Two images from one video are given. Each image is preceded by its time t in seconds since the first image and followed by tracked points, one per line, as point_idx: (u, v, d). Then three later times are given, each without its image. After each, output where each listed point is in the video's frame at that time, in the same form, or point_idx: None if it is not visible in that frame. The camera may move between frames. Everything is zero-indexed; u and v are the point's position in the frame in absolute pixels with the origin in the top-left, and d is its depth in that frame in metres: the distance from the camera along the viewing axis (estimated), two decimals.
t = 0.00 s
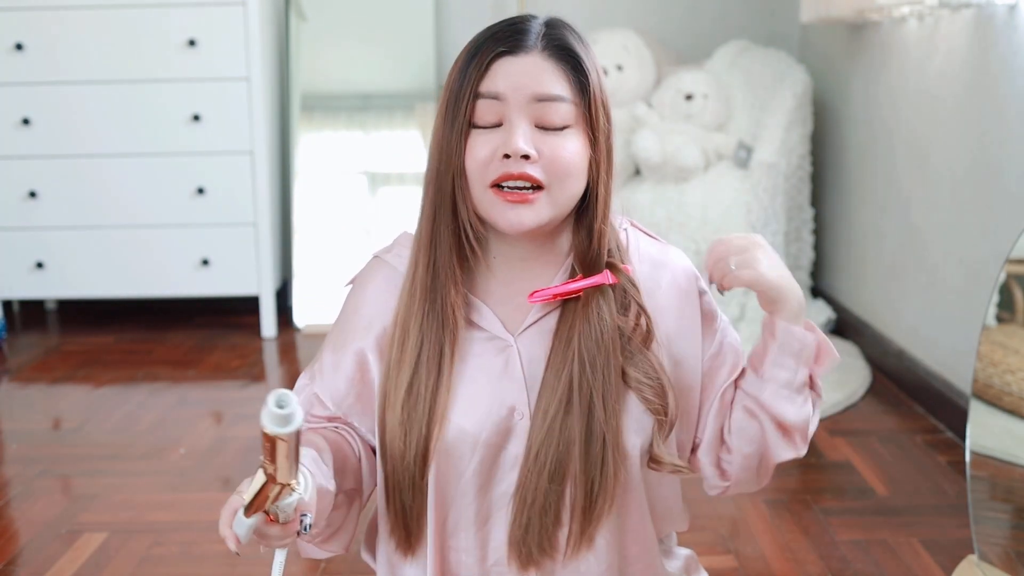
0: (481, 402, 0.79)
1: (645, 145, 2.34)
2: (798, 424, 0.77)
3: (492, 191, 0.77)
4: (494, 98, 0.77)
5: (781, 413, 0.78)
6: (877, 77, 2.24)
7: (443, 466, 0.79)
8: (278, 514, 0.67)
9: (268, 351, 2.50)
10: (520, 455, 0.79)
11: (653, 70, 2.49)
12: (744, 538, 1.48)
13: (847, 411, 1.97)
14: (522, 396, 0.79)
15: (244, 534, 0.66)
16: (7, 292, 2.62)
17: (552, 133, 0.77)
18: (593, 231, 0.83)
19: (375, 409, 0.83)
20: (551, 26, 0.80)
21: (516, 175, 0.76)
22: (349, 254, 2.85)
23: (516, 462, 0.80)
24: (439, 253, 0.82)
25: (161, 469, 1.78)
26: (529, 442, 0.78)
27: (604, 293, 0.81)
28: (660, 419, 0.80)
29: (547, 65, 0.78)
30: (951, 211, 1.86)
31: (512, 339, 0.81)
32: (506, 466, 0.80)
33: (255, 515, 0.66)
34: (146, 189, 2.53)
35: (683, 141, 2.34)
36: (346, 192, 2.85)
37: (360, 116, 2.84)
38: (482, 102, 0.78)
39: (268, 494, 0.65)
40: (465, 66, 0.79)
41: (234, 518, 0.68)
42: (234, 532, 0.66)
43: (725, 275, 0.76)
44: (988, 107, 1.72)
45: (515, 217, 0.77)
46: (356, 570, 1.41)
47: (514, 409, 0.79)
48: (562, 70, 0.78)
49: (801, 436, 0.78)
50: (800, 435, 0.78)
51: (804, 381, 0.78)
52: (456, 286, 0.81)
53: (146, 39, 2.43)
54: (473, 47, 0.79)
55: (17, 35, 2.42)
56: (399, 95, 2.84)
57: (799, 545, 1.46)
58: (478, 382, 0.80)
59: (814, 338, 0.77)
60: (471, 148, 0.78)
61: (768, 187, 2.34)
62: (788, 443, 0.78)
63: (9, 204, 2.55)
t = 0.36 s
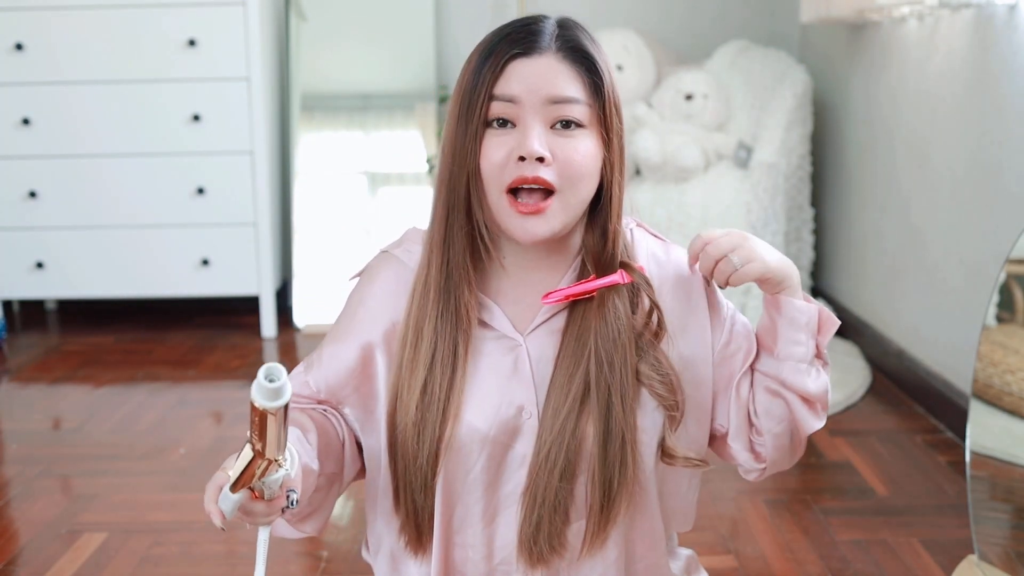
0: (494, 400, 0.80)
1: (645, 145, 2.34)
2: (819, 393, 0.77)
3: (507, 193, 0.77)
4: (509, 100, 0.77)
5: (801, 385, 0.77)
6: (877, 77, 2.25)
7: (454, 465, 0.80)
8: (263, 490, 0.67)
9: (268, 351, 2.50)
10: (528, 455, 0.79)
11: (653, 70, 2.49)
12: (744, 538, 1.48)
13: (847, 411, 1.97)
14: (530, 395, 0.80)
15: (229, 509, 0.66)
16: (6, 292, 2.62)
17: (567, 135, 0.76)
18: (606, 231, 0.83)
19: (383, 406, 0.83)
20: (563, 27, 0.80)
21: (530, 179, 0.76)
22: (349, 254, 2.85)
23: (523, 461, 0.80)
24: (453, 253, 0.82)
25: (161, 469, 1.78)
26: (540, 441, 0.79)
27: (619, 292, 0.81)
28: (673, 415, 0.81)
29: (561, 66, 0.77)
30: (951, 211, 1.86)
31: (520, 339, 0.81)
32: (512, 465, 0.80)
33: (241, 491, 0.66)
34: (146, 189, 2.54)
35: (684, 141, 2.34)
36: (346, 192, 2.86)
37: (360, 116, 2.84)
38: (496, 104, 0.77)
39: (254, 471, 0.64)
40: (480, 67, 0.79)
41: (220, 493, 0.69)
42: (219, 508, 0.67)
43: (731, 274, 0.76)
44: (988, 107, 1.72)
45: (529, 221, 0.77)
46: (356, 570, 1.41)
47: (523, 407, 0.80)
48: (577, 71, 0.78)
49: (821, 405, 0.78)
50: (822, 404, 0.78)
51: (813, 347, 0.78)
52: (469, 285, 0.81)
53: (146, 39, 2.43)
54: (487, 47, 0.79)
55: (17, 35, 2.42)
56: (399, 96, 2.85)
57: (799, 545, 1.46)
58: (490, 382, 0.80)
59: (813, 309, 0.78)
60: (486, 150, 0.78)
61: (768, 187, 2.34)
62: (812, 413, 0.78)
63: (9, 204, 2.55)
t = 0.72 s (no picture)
0: (499, 397, 0.80)
1: (645, 145, 2.34)
2: (831, 403, 0.77)
3: (508, 192, 0.77)
4: (511, 100, 0.77)
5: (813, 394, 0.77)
6: (877, 77, 2.25)
7: (458, 462, 0.80)
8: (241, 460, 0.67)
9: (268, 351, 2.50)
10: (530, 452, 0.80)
11: (653, 70, 2.49)
12: (744, 538, 1.48)
13: (847, 410, 1.97)
14: (534, 390, 0.80)
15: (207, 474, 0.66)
16: (6, 292, 2.62)
17: (569, 136, 0.76)
18: (607, 232, 0.84)
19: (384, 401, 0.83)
20: (566, 27, 0.80)
21: (531, 178, 0.76)
22: (349, 254, 2.85)
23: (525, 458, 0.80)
24: (455, 251, 0.81)
25: (161, 469, 1.78)
26: (541, 441, 0.78)
27: (620, 292, 0.81)
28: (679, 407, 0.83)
29: (563, 67, 0.77)
30: (951, 210, 1.86)
31: (526, 335, 0.81)
32: (514, 463, 0.80)
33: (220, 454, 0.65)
34: (146, 189, 2.53)
35: (683, 141, 2.35)
36: (346, 192, 2.86)
37: (360, 116, 2.84)
38: (498, 103, 0.77)
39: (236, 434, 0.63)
40: (482, 66, 0.78)
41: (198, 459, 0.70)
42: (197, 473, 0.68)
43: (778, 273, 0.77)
44: (988, 107, 1.72)
45: (530, 220, 0.77)
46: (355, 570, 1.41)
47: (527, 398, 0.80)
48: (578, 72, 0.78)
49: (832, 415, 0.78)
50: (832, 413, 0.78)
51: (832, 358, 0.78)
52: (471, 284, 0.81)
53: (146, 39, 2.43)
54: (489, 47, 0.79)
55: (17, 35, 2.42)
56: (400, 96, 2.85)
57: (799, 545, 1.46)
58: (493, 381, 0.80)
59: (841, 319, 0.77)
60: (488, 150, 0.78)
61: (768, 187, 2.34)
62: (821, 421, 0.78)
63: (9, 204, 2.55)
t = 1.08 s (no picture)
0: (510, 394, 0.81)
1: (645, 145, 2.34)
2: (825, 415, 0.76)
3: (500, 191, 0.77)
4: (500, 96, 0.77)
5: (807, 405, 0.76)
6: (877, 77, 2.24)
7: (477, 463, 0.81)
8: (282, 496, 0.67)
9: (268, 351, 2.50)
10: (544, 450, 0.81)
11: (653, 70, 2.49)
12: (744, 539, 1.48)
13: (847, 410, 1.97)
14: (548, 389, 0.81)
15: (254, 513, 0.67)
16: (6, 292, 2.62)
17: (558, 132, 0.76)
18: (603, 229, 0.83)
19: (393, 408, 0.83)
20: (555, 25, 0.80)
21: (521, 176, 0.76)
22: (349, 254, 2.85)
23: (540, 457, 0.81)
24: (455, 252, 0.82)
25: (161, 469, 1.78)
26: (560, 441, 0.79)
27: (618, 288, 0.81)
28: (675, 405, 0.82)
29: (551, 64, 0.78)
30: (951, 210, 1.86)
31: (539, 335, 0.82)
32: (529, 463, 0.81)
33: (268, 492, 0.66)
34: (146, 189, 2.53)
35: (683, 141, 2.34)
36: (346, 192, 2.86)
37: (360, 116, 2.84)
38: (489, 100, 0.78)
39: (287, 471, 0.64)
40: (473, 64, 0.79)
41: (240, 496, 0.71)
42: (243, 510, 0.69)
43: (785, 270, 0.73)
44: (988, 107, 1.72)
45: (522, 216, 0.77)
46: (355, 570, 1.41)
47: (539, 397, 0.81)
48: (568, 67, 0.78)
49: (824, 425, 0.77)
50: (824, 424, 0.77)
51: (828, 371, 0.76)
52: (475, 286, 0.82)
53: (146, 39, 2.43)
54: (479, 46, 0.80)
55: (17, 35, 2.42)
56: (400, 96, 2.84)
57: (799, 545, 1.46)
58: (506, 379, 0.81)
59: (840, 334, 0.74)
60: (480, 148, 0.78)
61: (768, 187, 2.34)
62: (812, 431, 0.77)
63: (9, 204, 2.55)
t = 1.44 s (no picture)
0: (509, 388, 0.81)
1: (645, 145, 2.34)
2: (830, 422, 0.76)
3: (501, 196, 0.78)
4: (487, 105, 0.77)
5: (812, 417, 0.76)
6: (877, 77, 2.24)
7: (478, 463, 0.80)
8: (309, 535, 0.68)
9: (268, 351, 2.50)
10: (549, 450, 0.81)
11: (653, 70, 2.49)
12: (744, 538, 1.48)
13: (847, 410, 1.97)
14: (551, 392, 0.81)
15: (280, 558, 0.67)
16: (6, 292, 2.62)
17: (549, 129, 0.77)
18: (597, 220, 0.83)
19: (396, 413, 0.83)
20: (528, 23, 0.80)
21: (520, 179, 0.76)
22: (349, 254, 2.85)
23: (545, 456, 0.81)
24: (449, 263, 0.81)
25: (161, 469, 1.78)
26: (563, 437, 0.80)
27: (614, 275, 0.81)
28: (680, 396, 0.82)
29: (530, 65, 0.77)
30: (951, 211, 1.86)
31: (541, 337, 0.82)
32: (535, 460, 0.81)
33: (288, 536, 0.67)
34: (146, 188, 2.53)
35: (684, 140, 2.34)
36: (346, 192, 2.86)
37: (360, 116, 2.84)
38: (475, 111, 0.78)
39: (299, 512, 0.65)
40: (454, 74, 0.79)
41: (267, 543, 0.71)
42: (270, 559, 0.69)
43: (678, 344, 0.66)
44: (988, 107, 1.72)
45: (526, 218, 0.77)
46: (355, 570, 1.41)
47: (545, 400, 0.81)
48: (548, 64, 0.78)
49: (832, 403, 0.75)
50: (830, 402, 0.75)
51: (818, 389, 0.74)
52: (468, 287, 0.81)
53: (146, 39, 2.43)
54: (456, 56, 0.79)
55: (17, 35, 2.42)
56: (400, 96, 2.84)
57: (799, 545, 1.46)
58: (503, 379, 0.81)
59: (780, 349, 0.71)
60: (475, 158, 0.78)
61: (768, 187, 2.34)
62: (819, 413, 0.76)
63: (9, 204, 2.55)
